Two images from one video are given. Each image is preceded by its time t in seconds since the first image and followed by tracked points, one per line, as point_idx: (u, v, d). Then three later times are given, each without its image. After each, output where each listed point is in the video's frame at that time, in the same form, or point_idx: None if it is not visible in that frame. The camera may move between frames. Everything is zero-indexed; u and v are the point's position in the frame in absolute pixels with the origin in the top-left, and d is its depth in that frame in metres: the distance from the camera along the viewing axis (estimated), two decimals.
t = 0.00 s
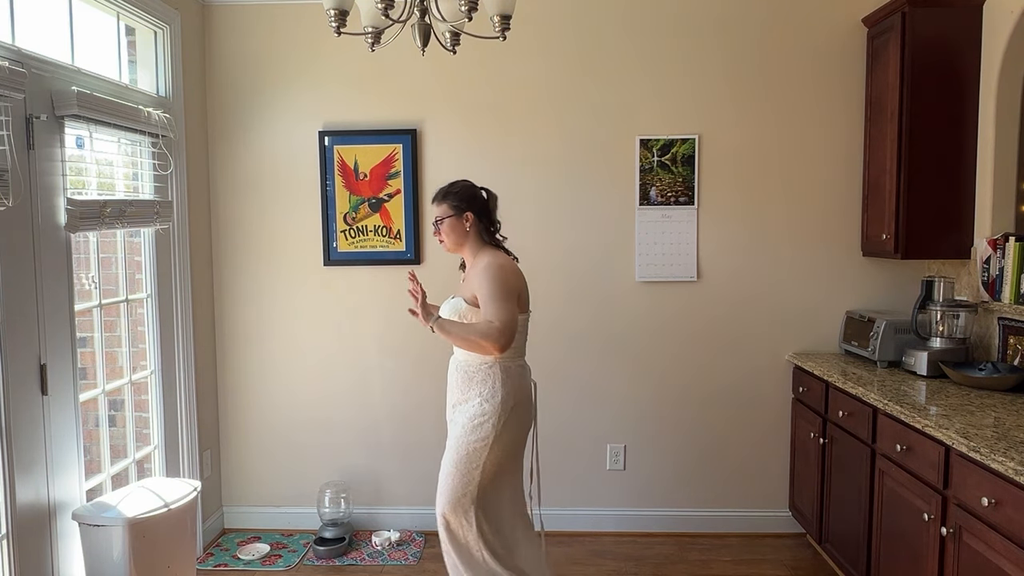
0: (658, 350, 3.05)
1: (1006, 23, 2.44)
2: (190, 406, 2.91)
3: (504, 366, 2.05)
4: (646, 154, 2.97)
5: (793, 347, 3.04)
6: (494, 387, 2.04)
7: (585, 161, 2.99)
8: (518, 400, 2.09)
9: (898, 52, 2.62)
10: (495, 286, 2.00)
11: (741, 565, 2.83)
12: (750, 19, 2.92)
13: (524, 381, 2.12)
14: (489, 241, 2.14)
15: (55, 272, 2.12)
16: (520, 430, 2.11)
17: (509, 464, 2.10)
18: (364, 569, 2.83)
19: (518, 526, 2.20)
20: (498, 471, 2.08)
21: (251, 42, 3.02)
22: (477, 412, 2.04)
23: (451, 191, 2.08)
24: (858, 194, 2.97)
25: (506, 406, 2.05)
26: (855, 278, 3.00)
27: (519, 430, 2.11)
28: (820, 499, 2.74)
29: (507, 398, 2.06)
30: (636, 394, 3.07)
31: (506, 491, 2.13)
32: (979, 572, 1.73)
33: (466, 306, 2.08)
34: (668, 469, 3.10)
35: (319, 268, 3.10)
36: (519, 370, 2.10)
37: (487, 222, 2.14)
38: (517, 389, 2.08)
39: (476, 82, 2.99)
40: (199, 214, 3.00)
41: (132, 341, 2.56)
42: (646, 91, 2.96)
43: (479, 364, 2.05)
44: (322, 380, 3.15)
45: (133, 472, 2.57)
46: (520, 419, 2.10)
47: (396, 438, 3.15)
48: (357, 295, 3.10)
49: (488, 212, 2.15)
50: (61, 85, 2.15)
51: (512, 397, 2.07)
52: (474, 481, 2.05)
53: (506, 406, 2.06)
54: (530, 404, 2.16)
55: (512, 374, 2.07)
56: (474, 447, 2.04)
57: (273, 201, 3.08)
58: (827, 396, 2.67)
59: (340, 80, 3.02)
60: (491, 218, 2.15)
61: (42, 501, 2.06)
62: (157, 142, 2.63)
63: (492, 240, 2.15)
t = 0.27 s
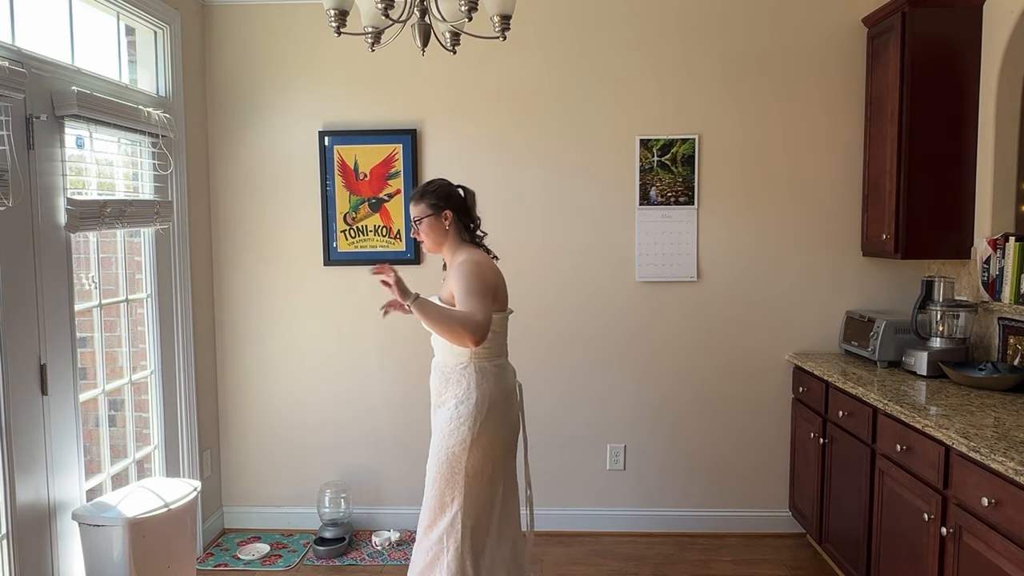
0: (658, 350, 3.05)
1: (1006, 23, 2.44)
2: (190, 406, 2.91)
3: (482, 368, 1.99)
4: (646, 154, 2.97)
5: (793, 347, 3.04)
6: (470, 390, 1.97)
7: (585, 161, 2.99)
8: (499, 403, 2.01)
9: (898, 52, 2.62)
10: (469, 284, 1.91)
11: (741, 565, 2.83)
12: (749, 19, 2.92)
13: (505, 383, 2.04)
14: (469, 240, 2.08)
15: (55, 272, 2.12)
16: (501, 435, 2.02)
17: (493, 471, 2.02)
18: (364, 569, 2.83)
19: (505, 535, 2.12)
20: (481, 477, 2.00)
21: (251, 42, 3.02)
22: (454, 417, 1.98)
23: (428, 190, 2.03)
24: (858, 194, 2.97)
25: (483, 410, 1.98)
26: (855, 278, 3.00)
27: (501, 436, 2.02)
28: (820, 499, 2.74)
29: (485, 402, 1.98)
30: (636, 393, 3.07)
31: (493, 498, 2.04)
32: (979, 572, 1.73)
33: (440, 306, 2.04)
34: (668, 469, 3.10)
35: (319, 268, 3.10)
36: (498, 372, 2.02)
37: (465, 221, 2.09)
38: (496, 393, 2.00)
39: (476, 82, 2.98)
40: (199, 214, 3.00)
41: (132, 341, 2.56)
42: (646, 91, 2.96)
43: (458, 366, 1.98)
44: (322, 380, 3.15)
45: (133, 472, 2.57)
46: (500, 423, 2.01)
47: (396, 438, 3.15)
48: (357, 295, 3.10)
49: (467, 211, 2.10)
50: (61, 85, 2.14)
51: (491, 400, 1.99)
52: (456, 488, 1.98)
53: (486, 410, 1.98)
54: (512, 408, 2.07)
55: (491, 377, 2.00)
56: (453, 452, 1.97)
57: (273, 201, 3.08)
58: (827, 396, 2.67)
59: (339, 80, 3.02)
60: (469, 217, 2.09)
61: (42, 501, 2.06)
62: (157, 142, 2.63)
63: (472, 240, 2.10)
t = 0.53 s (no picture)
0: (658, 349, 3.05)
1: (1006, 23, 2.44)
2: (190, 406, 2.91)
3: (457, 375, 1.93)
4: (646, 154, 2.97)
5: (793, 347, 3.04)
6: (445, 398, 1.93)
7: (584, 161, 2.99)
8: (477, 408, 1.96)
9: (898, 52, 2.62)
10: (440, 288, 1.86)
11: (741, 565, 2.83)
12: (749, 19, 2.92)
13: (482, 389, 1.98)
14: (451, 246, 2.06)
15: (55, 272, 2.12)
16: (481, 441, 1.98)
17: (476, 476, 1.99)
18: (364, 569, 2.84)
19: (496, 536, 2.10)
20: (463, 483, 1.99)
21: (251, 42, 3.02)
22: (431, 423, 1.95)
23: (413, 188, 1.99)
24: (858, 194, 2.97)
25: (459, 418, 1.94)
26: (855, 278, 3.00)
27: (481, 441, 1.98)
28: (820, 499, 2.74)
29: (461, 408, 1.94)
30: (635, 393, 3.07)
31: (479, 502, 2.04)
32: (979, 572, 1.73)
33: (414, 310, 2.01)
34: (668, 469, 3.10)
35: (319, 268, 3.10)
36: (471, 378, 1.96)
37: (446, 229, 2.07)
38: (472, 399, 1.95)
39: (476, 82, 2.98)
40: (199, 214, 3.00)
41: (132, 341, 2.56)
42: (646, 91, 2.96)
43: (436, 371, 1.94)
44: (322, 381, 3.15)
45: (133, 472, 2.57)
46: (477, 429, 1.97)
47: (396, 438, 3.15)
48: (357, 295, 3.10)
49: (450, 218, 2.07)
50: (61, 85, 2.15)
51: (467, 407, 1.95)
52: (439, 494, 1.98)
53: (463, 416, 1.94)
54: (493, 412, 2.02)
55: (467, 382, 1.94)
56: (432, 461, 1.96)
57: (273, 201, 3.08)
58: (827, 396, 2.67)
59: (340, 80, 3.02)
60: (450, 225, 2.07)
61: (42, 501, 2.06)
62: (157, 142, 2.63)
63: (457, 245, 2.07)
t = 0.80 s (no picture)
0: (658, 349, 3.05)
1: (1006, 23, 2.44)
2: (190, 406, 2.91)
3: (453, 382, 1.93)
4: (646, 154, 2.97)
5: (793, 347, 3.04)
6: (439, 406, 1.92)
7: (585, 161, 2.99)
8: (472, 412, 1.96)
9: (898, 52, 2.62)
10: (442, 296, 1.84)
11: (741, 565, 2.83)
12: (749, 19, 2.92)
13: (477, 396, 1.98)
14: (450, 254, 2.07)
15: (55, 272, 2.11)
16: (477, 445, 1.98)
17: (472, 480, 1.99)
18: (364, 569, 2.84)
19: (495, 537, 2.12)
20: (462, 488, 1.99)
21: (251, 42, 3.02)
22: (424, 432, 1.93)
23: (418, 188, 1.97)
24: (858, 194, 2.97)
25: (455, 425, 1.93)
26: (855, 278, 3.00)
27: (477, 445, 1.98)
28: (820, 499, 2.74)
29: (457, 415, 1.93)
30: (635, 393, 3.07)
31: (477, 508, 2.04)
32: (979, 571, 1.73)
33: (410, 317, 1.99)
34: (668, 469, 3.10)
35: (319, 268, 3.10)
36: (466, 384, 1.96)
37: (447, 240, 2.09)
38: (467, 405, 1.95)
39: (476, 82, 2.98)
40: (199, 214, 3.00)
41: (132, 341, 2.56)
42: (645, 91, 2.96)
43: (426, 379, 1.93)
44: (322, 381, 3.15)
45: (133, 472, 2.57)
46: (473, 433, 1.96)
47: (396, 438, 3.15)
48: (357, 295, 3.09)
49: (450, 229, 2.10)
50: (61, 85, 2.14)
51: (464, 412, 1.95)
52: (436, 502, 1.97)
53: (459, 422, 1.94)
54: (487, 415, 2.02)
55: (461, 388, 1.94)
56: (430, 469, 1.95)
57: (273, 201, 3.08)
58: (827, 396, 2.67)
59: (340, 80, 3.02)
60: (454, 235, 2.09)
61: (42, 501, 2.06)
62: (157, 142, 2.63)
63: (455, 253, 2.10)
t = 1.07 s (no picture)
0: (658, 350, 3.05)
1: (1006, 23, 2.44)
2: (190, 406, 2.91)
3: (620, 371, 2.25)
4: (645, 154, 2.97)
5: (793, 347, 3.04)
6: (608, 410, 2.28)
7: (585, 161, 2.99)
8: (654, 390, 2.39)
9: (898, 52, 2.62)
10: (630, 302, 2.22)
11: (741, 565, 2.83)
12: (749, 19, 2.92)
13: (642, 405, 2.30)
14: (582, 245, 2.11)
15: (55, 272, 2.12)
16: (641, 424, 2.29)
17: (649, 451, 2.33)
18: (364, 569, 2.84)
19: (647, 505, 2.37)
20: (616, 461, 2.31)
21: (251, 42, 3.02)
22: (580, 413, 2.29)
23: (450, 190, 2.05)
24: (858, 194, 2.97)
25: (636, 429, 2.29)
26: (855, 278, 3.00)
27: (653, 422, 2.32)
28: (820, 499, 2.74)
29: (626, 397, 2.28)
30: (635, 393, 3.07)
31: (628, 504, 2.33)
32: (979, 572, 1.73)
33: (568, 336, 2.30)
34: (669, 469, 3.10)
35: (319, 268, 3.10)
36: (607, 371, 2.25)
37: (586, 232, 2.11)
38: (611, 389, 2.27)
39: (476, 82, 2.98)
40: (200, 214, 3.00)
41: (132, 341, 2.56)
42: (645, 91, 2.96)
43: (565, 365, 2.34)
44: (322, 381, 3.15)
45: (133, 472, 2.57)
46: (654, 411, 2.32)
47: (396, 438, 3.15)
48: (357, 295, 3.09)
49: (579, 220, 2.12)
50: (61, 85, 2.14)
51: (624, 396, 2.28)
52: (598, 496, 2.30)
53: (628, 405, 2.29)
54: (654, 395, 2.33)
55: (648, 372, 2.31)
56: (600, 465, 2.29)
57: (273, 201, 3.08)
58: (827, 396, 2.67)
59: (340, 79, 3.02)
60: (606, 227, 2.16)
61: (42, 501, 2.06)
62: (157, 142, 2.63)
63: (574, 242, 2.11)
